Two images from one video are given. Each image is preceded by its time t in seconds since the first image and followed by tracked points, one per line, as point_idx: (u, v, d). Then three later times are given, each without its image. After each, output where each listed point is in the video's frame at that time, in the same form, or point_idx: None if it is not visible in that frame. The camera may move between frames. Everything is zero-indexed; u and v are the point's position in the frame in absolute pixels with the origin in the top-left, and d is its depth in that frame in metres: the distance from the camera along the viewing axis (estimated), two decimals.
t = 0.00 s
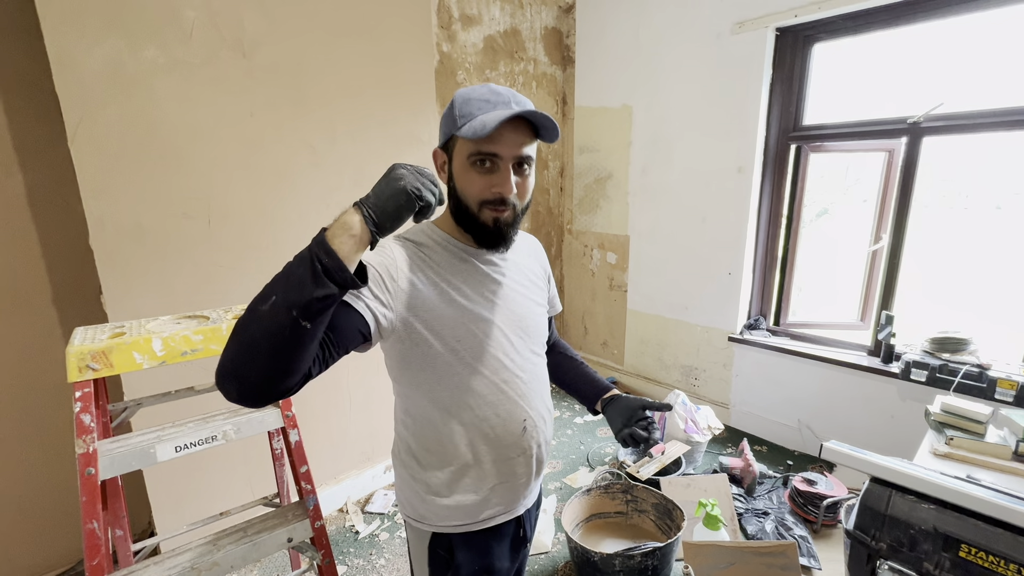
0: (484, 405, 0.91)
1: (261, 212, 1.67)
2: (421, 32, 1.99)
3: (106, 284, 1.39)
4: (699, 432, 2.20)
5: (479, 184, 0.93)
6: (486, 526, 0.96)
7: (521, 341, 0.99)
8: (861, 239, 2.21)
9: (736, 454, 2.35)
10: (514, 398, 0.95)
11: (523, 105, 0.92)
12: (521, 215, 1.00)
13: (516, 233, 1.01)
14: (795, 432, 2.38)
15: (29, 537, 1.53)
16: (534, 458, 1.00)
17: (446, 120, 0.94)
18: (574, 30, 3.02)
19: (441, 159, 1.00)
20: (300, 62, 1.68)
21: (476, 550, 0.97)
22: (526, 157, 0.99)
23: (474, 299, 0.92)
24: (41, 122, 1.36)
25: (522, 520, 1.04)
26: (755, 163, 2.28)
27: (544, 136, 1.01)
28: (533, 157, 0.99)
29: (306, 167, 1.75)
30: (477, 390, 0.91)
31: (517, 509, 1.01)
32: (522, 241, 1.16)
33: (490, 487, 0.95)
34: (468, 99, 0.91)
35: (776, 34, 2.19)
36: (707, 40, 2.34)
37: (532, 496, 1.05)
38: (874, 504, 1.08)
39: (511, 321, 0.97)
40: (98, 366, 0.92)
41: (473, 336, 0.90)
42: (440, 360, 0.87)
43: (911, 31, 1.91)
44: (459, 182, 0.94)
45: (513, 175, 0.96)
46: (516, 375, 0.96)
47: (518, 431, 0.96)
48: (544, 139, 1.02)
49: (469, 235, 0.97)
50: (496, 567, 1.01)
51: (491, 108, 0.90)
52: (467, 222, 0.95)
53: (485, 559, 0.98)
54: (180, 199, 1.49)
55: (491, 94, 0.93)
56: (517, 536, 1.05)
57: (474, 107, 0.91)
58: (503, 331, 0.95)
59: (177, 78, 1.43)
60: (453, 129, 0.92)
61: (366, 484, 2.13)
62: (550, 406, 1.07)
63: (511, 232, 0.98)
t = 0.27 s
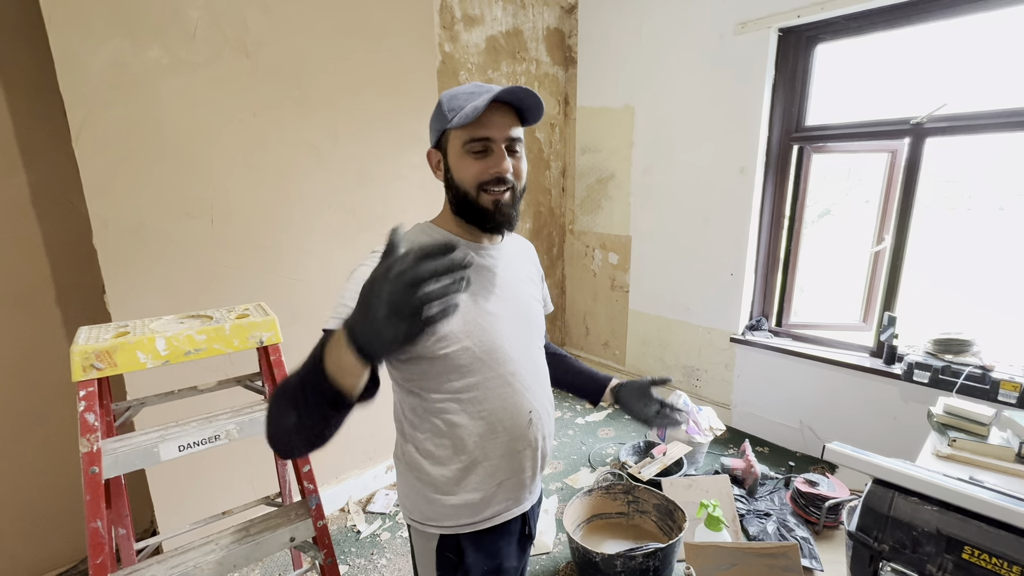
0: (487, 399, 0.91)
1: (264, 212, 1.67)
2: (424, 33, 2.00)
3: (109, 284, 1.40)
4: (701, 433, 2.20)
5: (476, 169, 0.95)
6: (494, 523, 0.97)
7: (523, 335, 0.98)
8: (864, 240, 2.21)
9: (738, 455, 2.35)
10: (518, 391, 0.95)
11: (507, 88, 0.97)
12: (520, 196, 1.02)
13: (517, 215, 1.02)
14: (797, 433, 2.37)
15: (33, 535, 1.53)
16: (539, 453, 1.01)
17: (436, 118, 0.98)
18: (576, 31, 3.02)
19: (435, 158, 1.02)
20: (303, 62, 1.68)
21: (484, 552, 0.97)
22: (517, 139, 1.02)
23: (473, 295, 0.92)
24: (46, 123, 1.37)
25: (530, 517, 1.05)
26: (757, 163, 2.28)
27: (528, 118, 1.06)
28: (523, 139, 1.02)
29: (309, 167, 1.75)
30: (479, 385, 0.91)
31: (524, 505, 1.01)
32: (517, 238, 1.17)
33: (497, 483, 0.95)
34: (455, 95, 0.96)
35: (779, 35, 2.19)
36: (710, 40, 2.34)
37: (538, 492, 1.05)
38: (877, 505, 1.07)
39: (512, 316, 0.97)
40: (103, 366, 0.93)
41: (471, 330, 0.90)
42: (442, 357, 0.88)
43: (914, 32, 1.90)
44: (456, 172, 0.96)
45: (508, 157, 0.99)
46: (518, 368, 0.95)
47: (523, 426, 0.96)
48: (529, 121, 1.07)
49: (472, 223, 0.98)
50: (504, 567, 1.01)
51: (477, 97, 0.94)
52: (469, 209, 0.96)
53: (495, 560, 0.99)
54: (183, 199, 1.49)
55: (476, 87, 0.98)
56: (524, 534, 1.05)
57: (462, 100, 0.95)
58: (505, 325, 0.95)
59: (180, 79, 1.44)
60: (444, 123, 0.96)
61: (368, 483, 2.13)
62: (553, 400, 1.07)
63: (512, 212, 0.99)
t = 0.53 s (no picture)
0: (485, 391, 0.91)
1: (265, 211, 1.67)
2: (425, 32, 2.00)
3: (111, 282, 1.40)
4: (701, 433, 2.20)
5: (469, 166, 0.96)
6: (493, 514, 0.97)
7: (518, 327, 0.99)
8: (865, 240, 2.20)
9: (738, 455, 2.35)
10: (514, 383, 0.95)
11: (489, 87, 0.98)
12: (513, 188, 1.03)
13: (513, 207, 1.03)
14: (798, 433, 2.37)
15: (34, 533, 1.54)
16: (536, 443, 1.01)
17: (423, 123, 0.98)
18: (577, 30, 3.02)
19: (426, 162, 1.03)
20: (305, 61, 1.68)
21: (485, 544, 0.98)
22: (504, 135, 1.04)
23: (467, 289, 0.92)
24: (48, 121, 1.37)
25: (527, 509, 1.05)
26: (759, 163, 2.28)
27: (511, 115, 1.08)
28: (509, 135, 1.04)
29: (310, 166, 1.75)
30: (476, 377, 0.91)
31: (523, 496, 1.01)
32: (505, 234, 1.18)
33: (496, 474, 0.95)
34: (440, 98, 0.96)
35: (781, 35, 2.18)
36: (711, 40, 2.34)
37: (535, 482, 1.06)
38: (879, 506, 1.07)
39: (506, 308, 0.97)
40: (105, 364, 0.93)
41: (467, 323, 0.90)
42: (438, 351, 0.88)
43: (916, 31, 1.90)
44: (449, 171, 0.97)
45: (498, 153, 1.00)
46: (514, 360, 0.95)
47: (520, 417, 0.96)
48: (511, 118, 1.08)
49: (470, 219, 0.99)
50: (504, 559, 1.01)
51: (462, 97, 0.95)
52: (467, 205, 0.97)
53: (495, 551, 0.99)
54: (185, 198, 1.49)
55: (458, 90, 0.99)
56: (522, 526, 1.06)
57: (447, 102, 0.96)
58: (500, 317, 0.95)
59: (182, 77, 1.44)
60: (432, 125, 0.97)
61: (368, 482, 2.13)
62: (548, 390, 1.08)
63: (508, 204, 1.01)
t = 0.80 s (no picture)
0: (461, 388, 0.91)
1: (265, 210, 1.67)
2: (426, 32, 1.99)
3: (110, 282, 1.40)
4: (701, 433, 2.20)
5: (447, 188, 0.96)
6: (469, 511, 0.96)
7: (500, 325, 0.98)
8: (865, 241, 2.20)
9: (738, 455, 2.35)
10: (492, 381, 0.94)
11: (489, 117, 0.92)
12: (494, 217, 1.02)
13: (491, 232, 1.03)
14: (797, 434, 2.37)
15: (33, 532, 1.54)
16: (515, 443, 1.00)
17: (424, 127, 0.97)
18: (578, 30, 3.02)
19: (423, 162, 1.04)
20: (305, 60, 1.68)
21: (465, 530, 0.97)
22: (500, 162, 0.99)
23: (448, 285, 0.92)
24: (47, 119, 1.37)
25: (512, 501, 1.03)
26: (759, 164, 2.28)
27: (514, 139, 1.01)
28: (504, 164, 0.99)
29: (310, 165, 1.75)
30: (452, 374, 0.91)
31: (503, 494, 1.00)
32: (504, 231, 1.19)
33: (471, 471, 0.95)
34: (442, 110, 0.93)
35: (781, 35, 2.18)
36: (712, 40, 2.34)
37: (518, 480, 1.04)
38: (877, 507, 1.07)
39: (490, 307, 0.97)
40: (103, 363, 0.93)
41: (445, 319, 0.90)
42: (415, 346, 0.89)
43: (917, 32, 1.90)
44: (433, 184, 0.98)
45: (482, 181, 0.97)
46: (493, 359, 0.95)
47: (497, 416, 0.96)
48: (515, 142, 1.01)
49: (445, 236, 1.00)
50: (487, 549, 0.99)
51: (459, 121, 0.92)
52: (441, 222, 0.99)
53: (476, 539, 0.97)
54: (185, 197, 1.49)
55: (464, 104, 0.94)
56: (506, 520, 1.04)
57: (446, 118, 0.93)
58: (480, 315, 0.94)
59: (182, 76, 1.44)
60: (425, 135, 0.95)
61: (368, 482, 2.13)
62: (534, 392, 1.06)
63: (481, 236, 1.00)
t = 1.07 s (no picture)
0: (467, 389, 0.92)
1: (267, 210, 1.68)
2: (427, 32, 2.00)
3: (112, 282, 1.40)
4: (702, 434, 2.20)
5: (449, 178, 0.95)
6: (475, 512, 0.97)
7: (505, 325, 0.99)
8: (867, 241, 2.20)
9: (738, 457, 2.35)
10: (498, 381, 0.95)
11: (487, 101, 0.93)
12: (497, 205, 1.01)
13: (494, 224, 1.02)
14: (798, 435, 2.37)
15: (34, 531, 1.54)
16: (521, 443, 1.01)
17: (421, 122, 0.97)
18: (579, 30, 3.02)
19: (421, 161, 1.03)
20: (306, 60, 1.68)
21: (469, 537, 0.97)
22: (499, 149, 1.00)
23: (453, 286, 0.93)
24: (49, 119, 1.37)
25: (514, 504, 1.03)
26: (761, 164, 2.27)
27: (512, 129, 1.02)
28: (504, 151, 1.00)
29: (312, 165, 1.76)
30: (459, 375, 0.91)
31: (508, 494, 1.01)
32: (505, 230, 1.19)
33: (477, 472, 0.95)
34: (439, 102, 0.94)
35: (783, 36, 2.18)
36: (713, 41, 2.34)
37: (522, 481, 1.05)
38: (878, 509, 1.06)
39: (494, 307, 0.97)
40: (104, 363, 0.93)
41: (450, 320, 0.90)
42: (421, 347, 0.89)
43: (919, 33, 1.90)
44: (435, 176, 0.97)
45: (483, 168, 0.97)
46: (499, 358, 0.96)
47: (504, 416, 0.96)
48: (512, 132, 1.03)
49: (449, 229, 0.98)
50: (490, 553, 1.00)
51: (458, 108, 0.92)
52: (445, 215, 0.97)
53: (480, 544, 0.98)
54: (187, 197, 1.50)
55: (461, 94, 0.95)
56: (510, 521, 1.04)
57: (444, 107, 0.93)
58: (485, 315, 0.95)
59: (184, 76, 1.44)
60: (425, 129, 0.96)
61: (368, 482, 2.14)
62: (538, 391, 1.07)
63: (486, 224, 0.99)
